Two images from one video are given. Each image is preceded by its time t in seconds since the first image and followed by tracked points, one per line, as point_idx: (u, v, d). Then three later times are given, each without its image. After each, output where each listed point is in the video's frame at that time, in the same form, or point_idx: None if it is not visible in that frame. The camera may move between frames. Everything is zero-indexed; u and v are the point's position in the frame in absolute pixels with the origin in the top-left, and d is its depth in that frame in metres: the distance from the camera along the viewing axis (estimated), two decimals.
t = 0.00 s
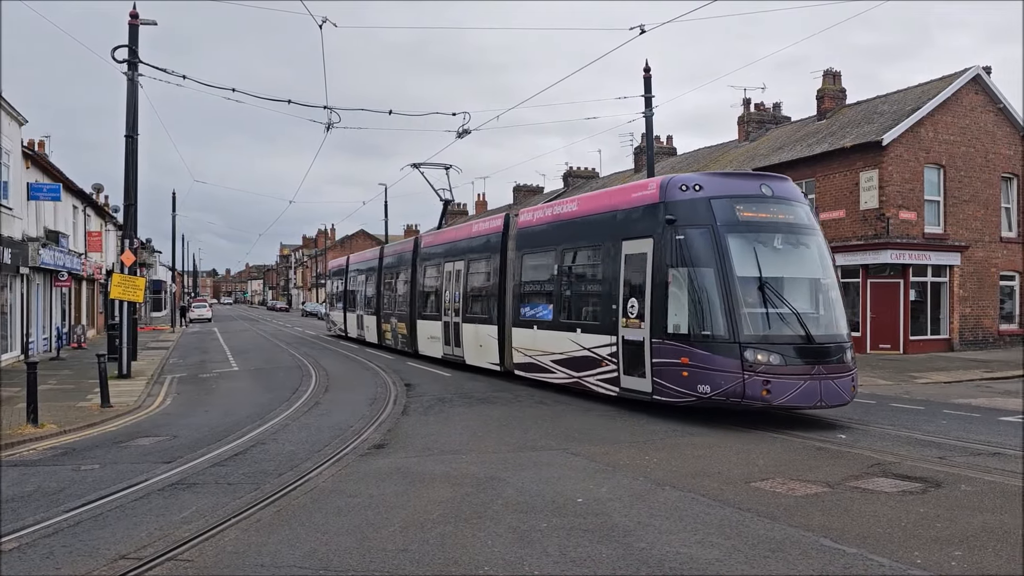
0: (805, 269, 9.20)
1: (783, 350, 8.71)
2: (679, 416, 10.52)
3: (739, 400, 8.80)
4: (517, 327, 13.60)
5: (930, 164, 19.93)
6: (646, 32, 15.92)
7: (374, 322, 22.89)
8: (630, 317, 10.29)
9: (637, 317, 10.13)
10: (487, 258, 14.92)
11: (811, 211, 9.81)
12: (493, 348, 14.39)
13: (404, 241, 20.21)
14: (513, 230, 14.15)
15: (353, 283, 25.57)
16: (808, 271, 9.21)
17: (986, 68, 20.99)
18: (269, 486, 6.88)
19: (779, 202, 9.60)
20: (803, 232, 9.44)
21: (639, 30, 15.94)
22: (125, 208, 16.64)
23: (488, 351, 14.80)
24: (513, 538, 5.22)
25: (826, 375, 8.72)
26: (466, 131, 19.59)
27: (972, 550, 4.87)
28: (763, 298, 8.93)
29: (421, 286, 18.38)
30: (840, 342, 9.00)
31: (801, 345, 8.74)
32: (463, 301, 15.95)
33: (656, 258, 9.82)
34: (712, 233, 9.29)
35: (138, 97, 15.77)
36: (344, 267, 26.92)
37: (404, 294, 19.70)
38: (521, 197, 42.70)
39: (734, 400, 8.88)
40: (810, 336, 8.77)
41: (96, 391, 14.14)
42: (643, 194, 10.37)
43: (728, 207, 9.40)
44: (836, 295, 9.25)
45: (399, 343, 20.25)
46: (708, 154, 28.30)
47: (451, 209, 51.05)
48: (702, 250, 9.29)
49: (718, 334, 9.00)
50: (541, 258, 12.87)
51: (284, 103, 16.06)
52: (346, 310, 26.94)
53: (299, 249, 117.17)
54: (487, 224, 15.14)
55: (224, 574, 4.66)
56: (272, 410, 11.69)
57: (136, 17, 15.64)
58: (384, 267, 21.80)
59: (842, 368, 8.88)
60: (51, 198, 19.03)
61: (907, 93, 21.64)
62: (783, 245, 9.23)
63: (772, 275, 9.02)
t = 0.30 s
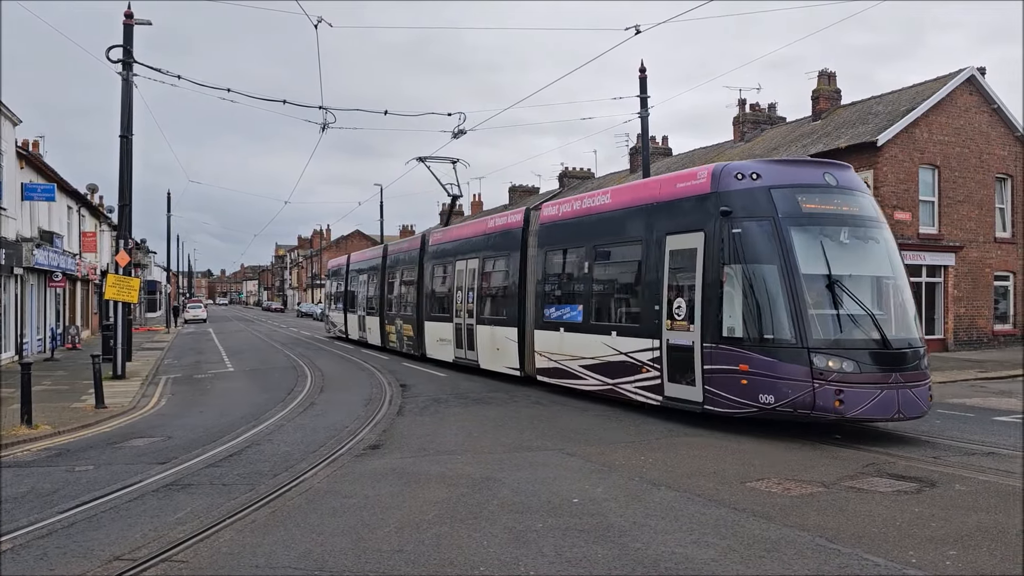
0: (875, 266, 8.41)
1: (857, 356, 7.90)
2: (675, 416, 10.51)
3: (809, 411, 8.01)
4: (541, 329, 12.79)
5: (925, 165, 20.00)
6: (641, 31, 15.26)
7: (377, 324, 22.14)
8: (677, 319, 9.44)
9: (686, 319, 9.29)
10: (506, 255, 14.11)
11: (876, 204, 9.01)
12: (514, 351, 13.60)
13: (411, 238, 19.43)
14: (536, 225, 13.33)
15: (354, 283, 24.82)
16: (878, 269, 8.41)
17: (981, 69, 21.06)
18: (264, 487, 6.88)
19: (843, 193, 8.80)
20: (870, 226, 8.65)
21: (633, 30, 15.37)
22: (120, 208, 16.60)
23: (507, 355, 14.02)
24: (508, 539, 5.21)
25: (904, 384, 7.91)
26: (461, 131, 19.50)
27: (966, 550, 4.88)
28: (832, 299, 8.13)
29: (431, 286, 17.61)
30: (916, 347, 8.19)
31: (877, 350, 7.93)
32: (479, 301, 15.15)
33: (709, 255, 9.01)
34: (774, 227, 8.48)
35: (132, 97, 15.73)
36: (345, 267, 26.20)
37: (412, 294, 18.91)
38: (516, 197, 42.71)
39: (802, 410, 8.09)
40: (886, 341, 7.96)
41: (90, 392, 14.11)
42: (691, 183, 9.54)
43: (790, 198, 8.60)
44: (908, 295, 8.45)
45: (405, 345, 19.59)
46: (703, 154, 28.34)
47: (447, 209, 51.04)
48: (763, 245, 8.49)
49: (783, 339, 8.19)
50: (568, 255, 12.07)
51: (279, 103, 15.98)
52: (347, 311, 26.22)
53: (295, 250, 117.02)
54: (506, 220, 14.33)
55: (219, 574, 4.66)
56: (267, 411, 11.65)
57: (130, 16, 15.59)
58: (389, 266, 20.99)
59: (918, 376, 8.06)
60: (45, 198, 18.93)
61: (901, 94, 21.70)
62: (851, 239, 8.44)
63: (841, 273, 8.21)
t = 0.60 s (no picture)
0: (961, 264, 7.54)
1: (951, 364, 7.02)
2: (669, 418, 10.52)
3: (896, 427, 7.10)
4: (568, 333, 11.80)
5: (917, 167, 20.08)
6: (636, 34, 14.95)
7: (382, 326, 21.22)
8: (734, 323, 8.48)
9: (744, 323, 8.33)
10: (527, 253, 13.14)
11: (955, 195, 8.14)
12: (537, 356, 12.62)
13: (419, 235, 18.48)
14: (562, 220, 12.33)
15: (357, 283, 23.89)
16: (965, 266, 7.53)
17: (972, 72, 21.22)
18: (257, 489, 6.87)
19: (921, 182, 7.92)
20: (954, 219, 7.77)
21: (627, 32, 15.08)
22: (112, 210, 16.56)
23: (527, 360, 13.05)
24: (501, 541, 5.22)
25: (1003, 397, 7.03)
26: (455, 134, 19.44)
27: (958, 550, 4.90)
28: (920, 302, 7.25)
29: (441, 286, 16.68)
30: (1010, 353, 7.33)
31: (972, 358, 7.06)
32: (495, 302, 14.17)
33: (773, 250, 8.07)
34: (851, 221, 7.57)
35: (124, 98, 15.69)
36: (347, 267, 25.33)
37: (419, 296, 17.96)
38: (509, 199, 42.71)
39: (887, 426, 7.17)
40: (982, 348, 7.10)
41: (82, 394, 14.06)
42: (750, 171, 8.57)
43: (867, 188, 7.70)
44: (998, 295, 7.59)
45: (410, 349, 18.78)
46: (696, 156, 28.40)
47: (441, 211, 51.01)
48: (839, 240, 7.57)
49: (864, 345, 7.29)
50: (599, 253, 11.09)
51: (271, 104, 15.91)
52: (348, 312, 25.30)
53: (288, 252, 116.81)
54: (527, 215, 13.36)
55: None
56: (260, 413, 11.62)
57: (123, 18, 15.57)
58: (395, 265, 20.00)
59: (1014, 387, 7.20)
60: (38, 200, 18.74)
61: (894, 96, 21.78)
62: (934, 234, 7.57)
63: (928, 272, 7.33)
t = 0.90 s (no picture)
0: None
1: None
2: (661, 419, 10.52)
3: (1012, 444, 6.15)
4: (602, 337, 10.84)
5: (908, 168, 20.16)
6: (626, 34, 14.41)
7: (385, 329, 20.29)
8: (807, 327, 7.53)
9: (821, 326, 7.38)
10: (550, 251, 12.24)
11: None
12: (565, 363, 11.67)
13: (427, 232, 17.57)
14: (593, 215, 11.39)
15: (358, 283, 22.99)
16: None
17: (962, 73, 21.36)
18: (248, 490, 6.86)
19: None
20: None
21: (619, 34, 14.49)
22: (103, 211, 16.50)
23: (551, 367, 12.10)
24: (493, 542, 5.22)
25: None
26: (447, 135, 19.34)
27: (948, 550, 4.92)
28: None
29: (452, 286, 15.76)
30: None
31: None
32: (514, 304, 13.24)
33: (857, 243, 7.13)
34: (953, 209, 6.61)
35: (115, 99, 15.63)
36: (349, 267, 24.40)
37: (426, 297, 17.03)
38: (502, 200, 42.70)
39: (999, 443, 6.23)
40: None
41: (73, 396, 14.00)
42: (824, 157, 7.64)
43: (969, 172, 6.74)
44: None
45: (416, 353, 17.85)
46: (688, 157, 28.45)
47: (433, 212, 50.96)
48: (937, 231, 6.65)
49: (972, 352, 6.37)
50: (639, 249, 10.14)
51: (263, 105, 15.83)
52: (348, 314, 24.36)
53: (280, 254, 116.54)
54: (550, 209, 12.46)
55: None
56: (252, 415, 11.58)
57: (113, 19, 15.50)
58: (400, 264, 19.05)
59: None
60: (27, 200, 18.71)
61: (884, 98, 21.87)
62: None
63: None
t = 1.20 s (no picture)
0: None
1: None
2: (653, 418, 10.53)
3: None
4: (643, 339, 9.87)
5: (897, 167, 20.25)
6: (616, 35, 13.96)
7: (389, 330, 19.36)
8: (903, 328, 6.58)
9: (922, 328, 6.42)
10: (581, 247, 11.31)
11: None
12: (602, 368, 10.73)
13: (434, 227, 16.63)
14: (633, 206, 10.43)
15: (358, 283, 22.02)
16: None
17: (951, 73, 21.50)
18: (239, 490, 6.84)
19: None
20: None
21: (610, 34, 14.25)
22: (92, 210, 16.43)
23: (583, 373, 11.16)
24: (484, 542, 5.21)
25: None
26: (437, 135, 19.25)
27: (936, 548, 4.94)
28: None
29: (466, 284, 14.84)
30: None
31: None
32: (539, 303, 12.28)
33: (971, 233, 6.18)
34: None
35: (104, 98, 15.56)
36: (347, 265, 23.42)
37: (435, 296, 16.07)
38: (494, 199, 42.70)
39: None
40: None
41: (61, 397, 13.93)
42: (924, 134, 6.70)
43: None
44: None
45: (423, 356, 16.91)
46: (679, 157, 28.51)
47: (425, 212, 50.90)
48: None
49: None
50: (689, 243, 9.19)
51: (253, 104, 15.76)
52: (348, 314, 23.39)
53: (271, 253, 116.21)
54: (579, 201, 11.54)
55: None
56: (242, 415, 11.55)
57: (103, 17, 15.43)
58: (406, 262, 18.08)
59: None
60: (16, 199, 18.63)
61: (874, 97, 21.96)
62: None
63: None
